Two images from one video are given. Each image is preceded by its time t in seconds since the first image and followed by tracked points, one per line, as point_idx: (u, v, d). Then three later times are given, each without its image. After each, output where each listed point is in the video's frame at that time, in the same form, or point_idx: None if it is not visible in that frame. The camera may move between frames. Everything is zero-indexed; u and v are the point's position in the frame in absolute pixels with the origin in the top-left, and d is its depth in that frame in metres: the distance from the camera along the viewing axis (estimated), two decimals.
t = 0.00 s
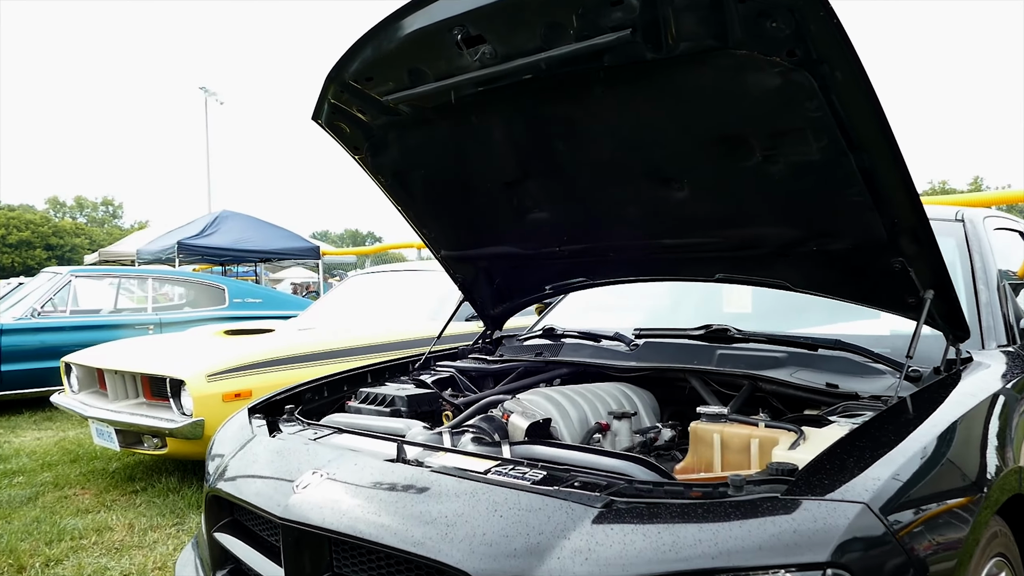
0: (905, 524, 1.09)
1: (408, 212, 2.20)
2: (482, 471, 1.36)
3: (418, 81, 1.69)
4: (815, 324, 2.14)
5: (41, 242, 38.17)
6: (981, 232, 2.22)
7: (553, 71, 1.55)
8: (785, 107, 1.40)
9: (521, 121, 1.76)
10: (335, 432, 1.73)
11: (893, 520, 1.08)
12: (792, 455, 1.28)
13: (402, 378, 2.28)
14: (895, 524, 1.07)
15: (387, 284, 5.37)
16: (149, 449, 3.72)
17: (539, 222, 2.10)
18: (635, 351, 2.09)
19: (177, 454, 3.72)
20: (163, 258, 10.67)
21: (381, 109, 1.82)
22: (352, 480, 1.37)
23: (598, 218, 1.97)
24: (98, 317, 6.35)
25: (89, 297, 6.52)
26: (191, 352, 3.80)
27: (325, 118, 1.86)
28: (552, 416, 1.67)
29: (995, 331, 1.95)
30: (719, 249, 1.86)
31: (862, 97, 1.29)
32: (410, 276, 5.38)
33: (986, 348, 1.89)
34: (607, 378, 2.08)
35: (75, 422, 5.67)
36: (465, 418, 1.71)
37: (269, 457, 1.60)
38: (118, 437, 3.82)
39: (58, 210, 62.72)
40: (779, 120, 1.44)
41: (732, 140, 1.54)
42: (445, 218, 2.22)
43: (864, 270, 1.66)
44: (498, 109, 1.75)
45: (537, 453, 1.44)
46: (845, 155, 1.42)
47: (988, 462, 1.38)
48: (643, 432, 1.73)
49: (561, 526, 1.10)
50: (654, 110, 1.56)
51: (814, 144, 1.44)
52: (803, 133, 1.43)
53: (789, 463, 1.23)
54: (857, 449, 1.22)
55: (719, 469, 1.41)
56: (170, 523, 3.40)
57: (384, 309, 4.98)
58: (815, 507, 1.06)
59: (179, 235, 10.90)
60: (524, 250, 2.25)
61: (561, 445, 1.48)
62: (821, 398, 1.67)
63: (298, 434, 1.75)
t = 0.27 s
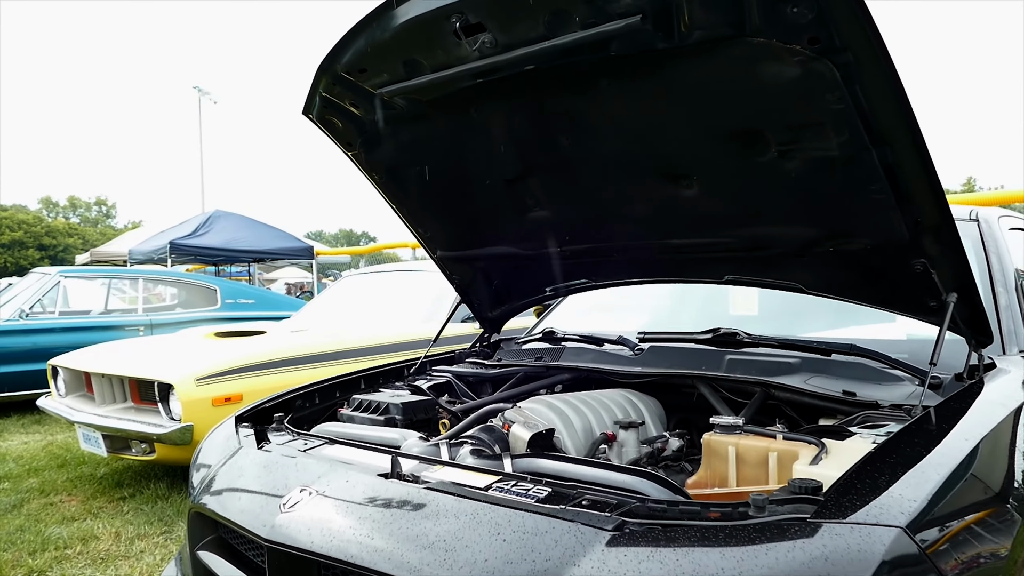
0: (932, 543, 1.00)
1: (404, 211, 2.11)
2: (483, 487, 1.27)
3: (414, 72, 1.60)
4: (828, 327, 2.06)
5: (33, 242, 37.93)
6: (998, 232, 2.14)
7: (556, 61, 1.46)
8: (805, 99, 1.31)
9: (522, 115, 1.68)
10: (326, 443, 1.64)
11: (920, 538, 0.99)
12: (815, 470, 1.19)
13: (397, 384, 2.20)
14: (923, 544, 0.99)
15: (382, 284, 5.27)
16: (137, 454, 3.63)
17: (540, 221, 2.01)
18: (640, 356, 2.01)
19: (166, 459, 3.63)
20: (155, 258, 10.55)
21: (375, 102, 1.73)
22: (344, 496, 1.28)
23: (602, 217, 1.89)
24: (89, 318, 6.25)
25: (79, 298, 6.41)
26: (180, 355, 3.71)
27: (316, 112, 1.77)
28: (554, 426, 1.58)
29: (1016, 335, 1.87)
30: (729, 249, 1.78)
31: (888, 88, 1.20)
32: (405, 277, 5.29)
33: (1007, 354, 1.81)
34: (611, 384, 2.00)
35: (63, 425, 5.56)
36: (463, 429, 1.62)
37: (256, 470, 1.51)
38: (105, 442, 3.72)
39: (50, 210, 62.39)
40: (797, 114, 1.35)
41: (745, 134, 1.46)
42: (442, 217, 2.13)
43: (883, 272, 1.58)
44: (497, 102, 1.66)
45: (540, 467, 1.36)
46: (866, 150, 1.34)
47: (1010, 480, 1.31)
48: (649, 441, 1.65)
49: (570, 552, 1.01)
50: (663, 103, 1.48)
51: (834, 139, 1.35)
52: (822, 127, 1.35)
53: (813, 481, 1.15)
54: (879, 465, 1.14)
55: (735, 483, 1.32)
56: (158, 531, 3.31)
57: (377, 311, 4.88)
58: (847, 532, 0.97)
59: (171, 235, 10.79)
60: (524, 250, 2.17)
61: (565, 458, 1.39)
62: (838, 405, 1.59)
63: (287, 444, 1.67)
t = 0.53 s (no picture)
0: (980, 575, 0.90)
1: (400, 215, 2.02)
2: (486, 517, 1.18)
3: (410, 70, 1.51)
4: (846, 336, 1.97)
5: (27, 243, 37.71)
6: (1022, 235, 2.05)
7: (562, 57, 1.36)
8: (831, 97, 1.22)
9: (525, 114, 1.58)
10: (318, 463, 1.55)
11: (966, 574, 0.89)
12: (847, 500, 1.10)
13: (394, 396, 2.10)
14: None
15: (378, 287, 5.17)
16: (126, 464, 3.53)
17: (543, 226, 1.92)
18: (647, 367, 1.91)
19: (155, 469, 3.53)
20: (149, 260, 10.45)
21: (369, 101, 1.63)
22: (337, 524, 1.18)
23: (608, 221, 1.79)
24: (79, 322, 6.14)
25: (70, 301, 6.30)
26: (170, 361, 3.61)
27: (307, 112, 1.68)
28: (563, 448, 1.48)
29: None
30: (743, 255, 1.69)
31: (923, 86, 1.10)
32: (401, 279, 5.18)
33: None
34: (618, 396, 1.90)
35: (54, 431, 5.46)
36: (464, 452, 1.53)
37: (242, 494, 1.42)
38: (94, 452, 3.62)
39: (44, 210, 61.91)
40: (822, 113, 1.26)
41: (765, 135, 1.37)
42: (440, 221, 2.04)
43: (909, 281, 1.49)
44: (499, 101, 1.57)
45: (548, 494, 1.27)
46: (896, 152, 1.24)
47: None
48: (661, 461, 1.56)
49: None
50: (676, 101, 1.38)
51: (860, 139, 1.26)
52: (849, 127, 1.25)
53: (845, 512, 1.06)
54: (914, 489, 1.05)
55: (756, 510, 1.24)
56: (147, 544, 3.20)
57: (373, 314, 4.78)
58: None
59: (165, 236, 10.67)
60: (525, 256, 2.07)
61: (574, 483, 1.30)
62: (861, 423, 1.50)
63: (277, 464, 1.57)
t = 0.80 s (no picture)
0: None
1: (402, 218, 1.95)
2: (498, 540, 1.11)
3: (414, 69, 1.44)
4: (864, 345, 1.90)
5: (24, 243, 37.58)
6: None
7: (574, 55, 1.30)
8: (861, 97, 1.15)
9: (534, 114, 1.51)
10: (318, 479, 1.48)
11: None
12: (882, 525, 1.04)
13: (396, 405, 2.04)
14: None
15: (377, 288, 5.10)
16: (121, 470, 3.46)
17: (551, 231, 1.85)
18: (659, 376, 1.85)
19: (151, 476, 3.46)
20: (145, 261, 10.37)
21: (370, 101, 1.56)
22: (339, 545, 1.12)
23: (619, 225, 1.73)
24: (74, 324, 6.06)
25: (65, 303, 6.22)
26: (166, 366, 3.54)
27: (307, 112, 1.61)
28: (577, 465, 1.42)
29: None
30: (760, 261, 1.62)
31: (961, 87, 1.04)
32: (400, 280, 5.11)
33: None
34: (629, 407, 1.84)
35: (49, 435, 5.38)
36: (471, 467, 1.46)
37: (239, 512, 1.35)
38: (88, 458, 3.55)
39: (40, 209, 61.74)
40: (850, 113, 1.19)
41: (788, 136, 1.30)
42: (443, 224, 1.97)
43: (937, 288, 1.42)
44: (506, 102, 1.50)
45: (562, 514, 1.20)
46: (929, 155, 1.18)
47: None
48: (676, 476, 1.49)
49: None
50: (695, 101, 1.32)
51: (891, 142, 1.20)
52: (879, 128, 1.19)
53: (881, 538, 1.00)
54: (956, 512, 0.99)
55: (783, 534, 1.17)
56: (143, 553, 3.14)
57: (373, 316, 4.71)
58: None
59: (161, 237, 10.59)
60: (532, 261, 2.01)
61: (589, 502, 1.23)
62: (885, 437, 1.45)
63: (275, 480, 1.50)
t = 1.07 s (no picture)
0: None
1: (404, 207, 1.90)
2: (509, 543, 1.06)
3: (417, 51, 1.37)
4: (881, 336, 1.85)
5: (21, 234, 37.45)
6: None
7: (586, 36, 1.24)
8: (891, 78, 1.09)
9: (542, 99, 1.46)
10: (320, 477, 1.43)
11: None
12: (915, 528, 0.99)
13: (399, 399, 1.98)
14: None
15: (377, 279, 5.04)
16: (118, 464, 3.41)
17: (559, 219, 1.80)
18: (671, 369, 1.80)
19: (149, 470, 3.40)
20: (143, 252, 10.30)
21: (371, 85, 1.50)
22: (342, 545, 1.06)
23: (630, 213, 1.67)
24: (71, 316, 5.99)
25: (62, 294, 6.15)
26: (163, 358, 3.48)
27: (305, 97, 1.55)
28: (588, 462, 1.37)
29: None
30: (777, 251, 1.57)
31: (1000, 67, 0.98)
32: (401, 271, 5.05)
33: None
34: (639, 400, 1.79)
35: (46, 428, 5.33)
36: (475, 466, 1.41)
37: (237, 511, 1.30)
38: (85, 452, 3.50)
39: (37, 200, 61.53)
40: (879, 95, 1.14)
41: (811, 120, 1.25)
42: (446, 214, 1.92)
43: (963, 279, 1.37)
44: (514, 85, 1.44)
45: (576, 515, 1.15)
46: (961, 139, 1.12)
47: None
48: (691, 473, 1.44)
49: None
50: (713, 83, 1.26)
51: (921, 125, 1.14)
52: (909, 111, 1.13)
53: (916, 542, 0.95)
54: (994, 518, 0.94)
55: (806, 535, 1.12)
56: (141, 548, 3.09)
57: (373, 307, 4.66)
58: None
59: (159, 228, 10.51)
60: (538, 250, 1.95)
61: (604, 501, 1.18)
62: (907, 433, 1.40)
63: (275, 478, 1.45)
